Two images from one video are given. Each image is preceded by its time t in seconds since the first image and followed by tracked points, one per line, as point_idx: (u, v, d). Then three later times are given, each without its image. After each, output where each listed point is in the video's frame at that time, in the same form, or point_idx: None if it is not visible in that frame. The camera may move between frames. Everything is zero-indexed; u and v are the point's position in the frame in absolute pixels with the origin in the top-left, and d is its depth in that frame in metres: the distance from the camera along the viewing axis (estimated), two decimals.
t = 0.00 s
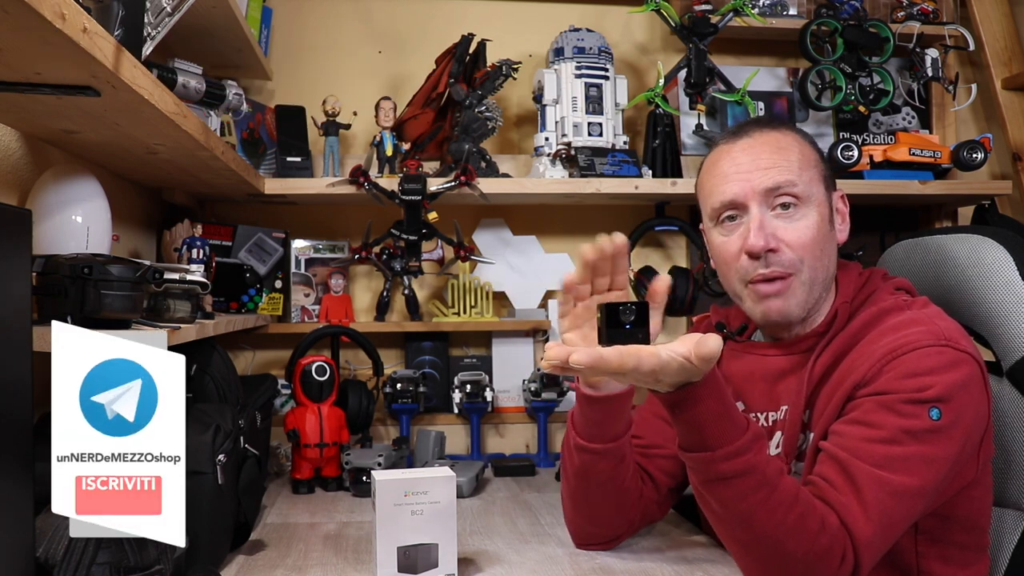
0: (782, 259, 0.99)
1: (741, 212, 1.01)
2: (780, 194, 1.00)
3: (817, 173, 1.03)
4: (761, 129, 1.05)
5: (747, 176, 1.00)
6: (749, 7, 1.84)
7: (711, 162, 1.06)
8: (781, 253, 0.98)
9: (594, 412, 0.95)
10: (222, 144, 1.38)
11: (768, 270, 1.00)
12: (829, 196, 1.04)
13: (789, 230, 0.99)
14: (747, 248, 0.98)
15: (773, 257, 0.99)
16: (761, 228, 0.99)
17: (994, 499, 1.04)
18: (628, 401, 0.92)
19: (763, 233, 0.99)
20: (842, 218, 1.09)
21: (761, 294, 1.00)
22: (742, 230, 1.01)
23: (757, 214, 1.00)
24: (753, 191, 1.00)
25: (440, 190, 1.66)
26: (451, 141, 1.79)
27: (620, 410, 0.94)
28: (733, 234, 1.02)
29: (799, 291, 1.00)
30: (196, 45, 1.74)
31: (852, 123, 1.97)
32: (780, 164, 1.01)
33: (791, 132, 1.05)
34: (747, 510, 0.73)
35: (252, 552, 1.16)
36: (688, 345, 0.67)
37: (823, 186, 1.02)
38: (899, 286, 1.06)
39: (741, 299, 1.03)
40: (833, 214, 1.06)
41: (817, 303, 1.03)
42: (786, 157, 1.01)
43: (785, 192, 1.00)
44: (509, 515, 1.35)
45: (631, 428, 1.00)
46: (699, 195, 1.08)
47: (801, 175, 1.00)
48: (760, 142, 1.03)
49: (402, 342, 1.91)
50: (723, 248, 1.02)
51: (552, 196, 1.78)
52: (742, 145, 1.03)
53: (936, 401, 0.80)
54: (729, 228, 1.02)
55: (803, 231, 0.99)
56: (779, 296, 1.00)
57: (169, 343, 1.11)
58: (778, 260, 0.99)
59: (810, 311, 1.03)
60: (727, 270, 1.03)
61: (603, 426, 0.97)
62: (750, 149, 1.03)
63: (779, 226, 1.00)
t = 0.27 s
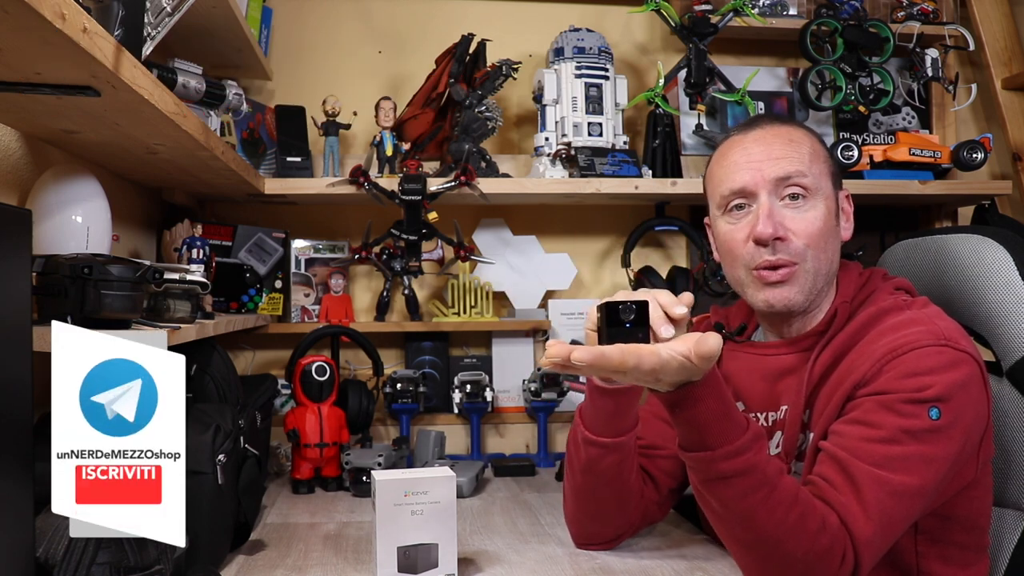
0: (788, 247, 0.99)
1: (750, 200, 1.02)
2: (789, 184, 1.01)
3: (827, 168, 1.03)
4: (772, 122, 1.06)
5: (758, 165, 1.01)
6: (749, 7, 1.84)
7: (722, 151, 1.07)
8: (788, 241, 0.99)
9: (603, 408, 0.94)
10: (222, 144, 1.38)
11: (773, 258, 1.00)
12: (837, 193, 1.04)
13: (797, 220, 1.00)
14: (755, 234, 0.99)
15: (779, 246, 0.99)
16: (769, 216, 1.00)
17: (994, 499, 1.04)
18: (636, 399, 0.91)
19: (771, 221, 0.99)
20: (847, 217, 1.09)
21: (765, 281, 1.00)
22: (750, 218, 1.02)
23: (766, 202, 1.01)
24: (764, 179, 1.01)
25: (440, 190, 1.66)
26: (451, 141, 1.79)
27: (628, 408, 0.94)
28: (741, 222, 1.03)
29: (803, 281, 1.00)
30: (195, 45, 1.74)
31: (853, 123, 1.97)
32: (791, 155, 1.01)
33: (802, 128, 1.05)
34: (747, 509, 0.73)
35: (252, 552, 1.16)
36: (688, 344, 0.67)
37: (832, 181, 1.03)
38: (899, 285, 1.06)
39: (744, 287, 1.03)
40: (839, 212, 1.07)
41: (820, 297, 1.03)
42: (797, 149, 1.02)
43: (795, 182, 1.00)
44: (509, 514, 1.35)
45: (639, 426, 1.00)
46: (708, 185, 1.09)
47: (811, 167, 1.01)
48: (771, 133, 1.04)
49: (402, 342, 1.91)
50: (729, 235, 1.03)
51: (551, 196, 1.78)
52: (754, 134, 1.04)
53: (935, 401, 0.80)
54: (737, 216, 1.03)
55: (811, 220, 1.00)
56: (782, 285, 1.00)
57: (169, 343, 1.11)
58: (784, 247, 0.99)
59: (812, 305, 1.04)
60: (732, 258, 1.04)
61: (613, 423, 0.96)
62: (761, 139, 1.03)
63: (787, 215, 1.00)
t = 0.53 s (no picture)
0: (789, 245, 0.99)
1: (750, 198, 1.02)
2: (789, 183, 1.01)
3: (828, 167, 1.03)
4: (773, 121, 1.06)
5: (758, 164, 1.01)
6: (749, 7, 1.84)
7: (723, 150, 1.06)
8: (788, 240, 0.99)
9: (607, 406, 0.94)
10: (222, 144, 1.38)
11: (773, 256, 1.00)
12: (838, 192, 1.04)
13: (797, 218, 1.00)
14: (755, 233, 0.99)
15: (779, 244, 1.00)
16: (769, 215, 1.00)
17: (994, 499, 1.04)
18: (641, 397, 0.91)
19: (772, 220, 0.99)
20: (848, 216, 1.09)
21: (765, 280, 1.00)
22: (751, 216, 1.02)
23: (767, 201, 1.01)
24: (764, 178, 1.01)
25: (440, 190, 1.66)
26: (450, 141, 1.79)
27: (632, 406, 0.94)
28: (741, 221, 1.03)
29: (804, 280, 1.00)
30: (196, 45, 1.74)
31: (853, 123, 1.97)
32: (792, 154, 1.01)
33: (803, 127, 1.05)
34: (748, 509, 0.73)
35: (252, 552, 1.16)
36: (689, 344, 0.66)
37: (833, 180, 1.03)
38: (899, 285, 1.06)
39: (744, 286, 1.03)
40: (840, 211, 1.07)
41: (820, 296, 1.03)
42: (797, 148, 1.02)
43: (795, 180, 1.00)
44: (509, 514, 1.35)
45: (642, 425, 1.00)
46: (708, 184, 1.08)
47: (812, 166, 1.01)
48: (772, 131, 1.04)
49: (402, 342, 1.91)
50: (729, 234, 1.03)
51: (551, 196, 1.78)
52: (755, 133, 1.04)
53: (936, 401, 0.80)
54: (737, 215, 1.03)
55: (812, 219, 1.00)
56: (782, 282, 1.00)
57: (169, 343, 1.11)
58: (785, 246, 0.99)
59: (813, 304, 1.04)
60: (732, 257, 1.04)
61: (617, 420, 0.95)
62: (762, 138, 1.03)
63: (787, 214, 1.00)
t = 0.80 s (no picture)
0: (789, 245, 0.99)
1: (750, 199, 1.02)
2: (790, 183, 1.01)
3: (828, 166, 1.03)
4: (774, 120, 1.06)
5: (759, 164, 1.01)
6: (749, 7, 1.84)
7: (723, 150, 1.07)
8: (789, 240, 0.99)
9: (603, 408, 0.95)
10: (222, 144, 1.38)
11: (773, 257, 1.01)
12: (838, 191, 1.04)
13: (797, 218, 1.00)
14: (755, 233, 0.99)
15: (779, 244, 1.00)
16: (769, 215, 1.00)
17: (994, 499, 1.04)
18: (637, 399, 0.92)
19: (771, 220, 0.99)
20: (848, 216, 1.09)
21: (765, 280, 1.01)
22: (750, 217, 1.02)
23: (767, 201, 1.01)
24: (765, 178, 1.01)
25: (440, 190, 1.66)
26: (450, 141, 1.79)
27: (628, 408, 0.95)
28: (741, 221, 1.03)
29: (804, 280, 1.00)
30: (196, 45, 1.74)
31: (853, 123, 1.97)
32: (792, 154, 1.01)
33: (804, 126, 1.05)
34: (748, 509, 0.73)
35: (252, 552, 1.16)
36: (691, 344, 0.67)
37: (833, 180, 1.03)
38: (900, 286, 1.06)
39: (744, 286, 1.04)
40: (841, 211, 1.07)
41: (821, 296, 1.03)
42: (797, 148, 1.02)
43: (795, 181, 1.00)
44: (509, 514, 1.35)
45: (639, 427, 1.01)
46: (709, 184, 1.09)
47: (812, 166, 1.01)
48: (772, 131, 1.04)
49: (402, 342, 1.91)
50: (729, 234, 1.03)
51: (551, 196, 1.78)
52: (755, 133, 1.04)
53: (937, 401, 0.80)
54: (738, 215, 1.03)
55: (812, 219, 1.00)
56: (782, 282, 1.01)
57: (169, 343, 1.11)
58: (785, 246, 1.00)
59: (813, 304, 1.04)
60: (732, 257, 1.04)
61: (612, 423, 0.97)
62: (762, 138, 1.03)
63: (787, 214, 1.00)
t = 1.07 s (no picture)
0: (784, 248, 0.99)
1: (747, 201, 1.02)
2: (786, 186, 1.00)
3: (827, 168, 1.03)
4: (774, 121, 1.06)
5: (756, 166, 1.01)
6: (749, 7, 1.84)
7: (723, 151, 1.06)
8: (784, 243, 0.99)
9: (602, 407, 0.95)
10: (222, 144, 1.38)
11: (768, 260, 1.01)
12: (837, 193, 1.04)
13: (794, 222, 1.00)
14: (750, 236, 0.99)
15: (774, 247, 1.00)
16: (765, 218, 1.00)
17: (994, 499, 1.04)
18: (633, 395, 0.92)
19: (767, 223, 0.99)
20: (849, 217, 1.09)
21: (760, 283, 1.01)
22: (747, 219, 1.02)
23: (763, 203, 1.00)
24: (761, 180, 1.01)
25: (440, 190, 1.67)
26: (450, 141, 1.79)
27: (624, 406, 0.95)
28: (739, 223, 1.03)
29: (799, 284, 1.00)
30: (196, 45, 1.74)
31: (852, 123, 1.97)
32: (789, 156, 1.01)
33: (804, 127, 1.05)
34: (749, 510, 0.73)
35: (252, 552, 1.16)
36: (691, 344, 0.68)
37: (832, 182, 1.03)
38: (901, 286, 1.06)
39: (741, 288, 1.04)
40: (841, 213, 1.07)
41: (818, 299, 1.03)
42: (795, 150, 1.02)
43: (792, 183, 1.00)
44: (509, 515, 1.35)
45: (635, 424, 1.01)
46: (709, 184, 1.09)
47: (810, 169, 1.01)
48: (771, 133, 1.03)
49: (401, 343, 1.91)
50: (727, 236, 1.04)
51: (551, 196, 1.78)
52: (754, 134, 1.04)
53: (937, 402, 0.80)
54: (735, 217, 1.03)
55: (808, 223, 1.00)
56: (777, 285, 1.01)
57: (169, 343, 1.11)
58: (780, 249, 1.00)
59: (811, 307, 1.04)
60: (730, 259, 1.04)
61: (609, 421, 0.96)
62: (760, 139, 1.03)
63: (783, 217, 1.00)
